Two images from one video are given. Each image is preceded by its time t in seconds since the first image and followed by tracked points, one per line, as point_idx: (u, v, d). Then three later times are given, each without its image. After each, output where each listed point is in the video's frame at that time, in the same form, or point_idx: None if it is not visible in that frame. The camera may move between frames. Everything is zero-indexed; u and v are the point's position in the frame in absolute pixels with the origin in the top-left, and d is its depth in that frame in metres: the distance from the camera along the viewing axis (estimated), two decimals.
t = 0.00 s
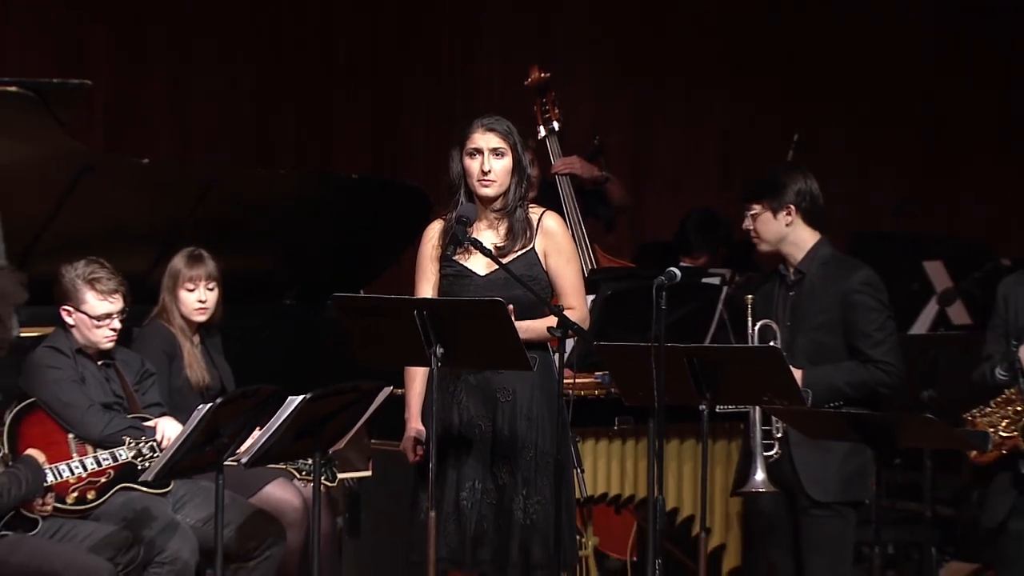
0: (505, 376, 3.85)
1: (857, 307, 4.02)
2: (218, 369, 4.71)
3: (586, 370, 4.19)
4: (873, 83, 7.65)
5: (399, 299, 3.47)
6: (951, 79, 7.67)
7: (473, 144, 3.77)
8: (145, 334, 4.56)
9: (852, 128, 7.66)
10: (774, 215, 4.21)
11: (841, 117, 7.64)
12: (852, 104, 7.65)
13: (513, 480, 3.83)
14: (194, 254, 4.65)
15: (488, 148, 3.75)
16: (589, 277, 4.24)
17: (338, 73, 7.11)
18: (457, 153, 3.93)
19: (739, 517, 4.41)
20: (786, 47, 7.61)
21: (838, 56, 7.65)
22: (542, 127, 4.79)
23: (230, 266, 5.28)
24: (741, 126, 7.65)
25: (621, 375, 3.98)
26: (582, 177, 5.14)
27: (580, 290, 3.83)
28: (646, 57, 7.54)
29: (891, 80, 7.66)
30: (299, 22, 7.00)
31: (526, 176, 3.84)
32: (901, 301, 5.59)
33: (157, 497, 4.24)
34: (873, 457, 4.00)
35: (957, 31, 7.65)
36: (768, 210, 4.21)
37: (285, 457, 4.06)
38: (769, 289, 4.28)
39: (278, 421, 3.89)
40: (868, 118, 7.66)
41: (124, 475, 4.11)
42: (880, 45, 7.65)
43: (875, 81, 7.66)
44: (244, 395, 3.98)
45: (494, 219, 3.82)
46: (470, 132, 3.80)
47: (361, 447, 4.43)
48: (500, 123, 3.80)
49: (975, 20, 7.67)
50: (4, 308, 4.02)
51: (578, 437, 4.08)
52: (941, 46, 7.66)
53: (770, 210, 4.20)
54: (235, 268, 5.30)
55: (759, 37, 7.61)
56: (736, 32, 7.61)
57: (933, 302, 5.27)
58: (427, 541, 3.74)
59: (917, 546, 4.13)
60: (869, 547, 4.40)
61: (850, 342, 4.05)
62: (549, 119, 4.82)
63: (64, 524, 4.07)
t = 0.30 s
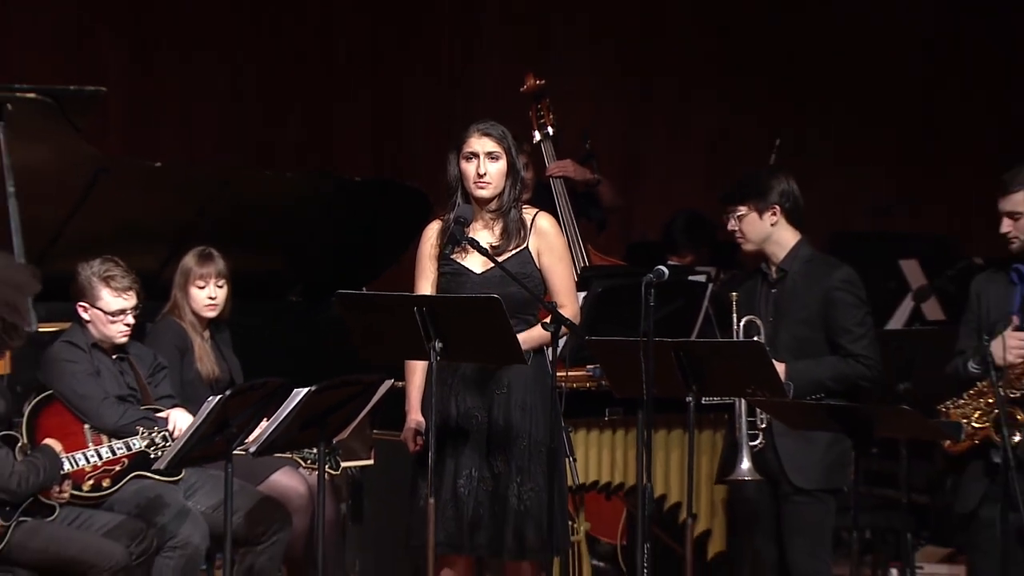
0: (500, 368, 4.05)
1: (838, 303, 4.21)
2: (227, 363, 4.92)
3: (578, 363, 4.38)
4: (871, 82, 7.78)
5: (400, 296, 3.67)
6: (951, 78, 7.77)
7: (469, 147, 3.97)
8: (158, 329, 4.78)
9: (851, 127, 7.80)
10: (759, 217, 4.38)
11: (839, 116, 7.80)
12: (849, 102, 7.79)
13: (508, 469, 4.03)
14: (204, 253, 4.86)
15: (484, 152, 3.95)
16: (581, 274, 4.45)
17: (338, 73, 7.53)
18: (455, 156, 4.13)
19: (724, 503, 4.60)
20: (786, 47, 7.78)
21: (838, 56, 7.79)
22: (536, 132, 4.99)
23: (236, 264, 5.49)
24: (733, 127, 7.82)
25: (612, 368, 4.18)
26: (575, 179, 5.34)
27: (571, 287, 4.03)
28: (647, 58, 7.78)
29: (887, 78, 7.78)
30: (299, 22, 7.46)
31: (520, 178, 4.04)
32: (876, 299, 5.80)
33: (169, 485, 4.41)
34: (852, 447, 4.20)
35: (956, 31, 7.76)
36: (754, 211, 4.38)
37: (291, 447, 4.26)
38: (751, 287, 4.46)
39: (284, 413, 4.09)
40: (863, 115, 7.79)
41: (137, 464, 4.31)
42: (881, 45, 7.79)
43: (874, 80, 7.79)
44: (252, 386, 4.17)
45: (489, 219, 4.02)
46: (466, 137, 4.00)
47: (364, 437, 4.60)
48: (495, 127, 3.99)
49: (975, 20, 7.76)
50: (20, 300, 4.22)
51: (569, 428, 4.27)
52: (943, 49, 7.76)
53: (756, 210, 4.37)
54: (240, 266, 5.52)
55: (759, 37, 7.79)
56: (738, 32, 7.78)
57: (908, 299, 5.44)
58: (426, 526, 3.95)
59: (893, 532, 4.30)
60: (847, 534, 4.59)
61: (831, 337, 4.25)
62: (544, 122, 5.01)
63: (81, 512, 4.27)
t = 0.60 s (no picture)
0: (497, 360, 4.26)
1: (820, 298, 4.41)
2: (237, 356, 5.16)
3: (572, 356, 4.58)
4: (869, 82, 7.99)
5: (401, 291, 3.86)
6: (950, 78, 7.92)
7: (467, 150, 4.16)
8: (171, 323, 5.01)
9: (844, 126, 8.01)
10: (747, 216, 4.55)
11: (834, 114, 8.02)
12: (846, 102, 8.00)
13: (505, 456, 4.24)
14: (216, 251, 5.08)
15: (481, 154, 4.14)
16: (575, 272, 4.65)
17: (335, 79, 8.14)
18: (454, 158, 4.33)
19: (712, 490, 4.80)
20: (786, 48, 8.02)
21: (838, 56, 8.01)
22: (534, 135, 5.16)
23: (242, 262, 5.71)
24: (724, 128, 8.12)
25: (605, 360, 4.38)
26: (569, 180, 5.55)
27: (564, 283, 4.24)
28: (647, 58, 8.11)
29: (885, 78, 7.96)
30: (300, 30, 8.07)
31: (516, 179, 4.24)
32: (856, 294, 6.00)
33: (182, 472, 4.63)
34: (835, 435, 4.39)
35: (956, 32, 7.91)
36: (743, 211, 4.55)
37: (298, 436, 4.46)
38: (737, 283, 4.66)
39: (292, 402, 4.28)
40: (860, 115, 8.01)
41: (151, 451, 4.52)
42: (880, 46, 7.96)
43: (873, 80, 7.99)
44: (261, 377, 4.36)
45: (487, 219, 4.22)
46: (465, 140, 4.18)
47: (367, 425, 4.80)
48: (492, 131, 4.18)
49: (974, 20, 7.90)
50: (38, 296, 4.42)
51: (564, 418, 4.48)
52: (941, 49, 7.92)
53: (745, 211, 4.55)
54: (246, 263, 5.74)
55: (760, 37, 8.04)
56: (738, 31, 8.05)
57: (887, 293, 5.64)
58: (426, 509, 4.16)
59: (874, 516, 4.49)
60: (831, 519, 4.77)
61: (814, 331, 4.44)
62: (541, 126, 5.20)
63: (98, 498, 4.47)
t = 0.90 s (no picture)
0: (496, 352, 4.47)
1: (804, 292, 4.63)
2: (247, 347, 5.43)
3: (567, 348, 4.79)
4: (869, 82, 8.23)
5: (404, 287, 4.07)
6: (950, 77, 8.11)
7: (467, 151, 4.36)
8: (184, 318, 5.25)
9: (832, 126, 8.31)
10: (735, 214, 4.75)
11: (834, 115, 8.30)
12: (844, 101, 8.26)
13: (502, 444, 4.46)
14: (226, 247, 5.31)
15: (480, 155, 4.35)
16: (571, 267, 4.86)
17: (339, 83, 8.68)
18: (454, 159, 4.54)
19: (701, 476, 5.00)
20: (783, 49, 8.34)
21: (838, 55, 8.28)
22: (530, 136, 5.37)
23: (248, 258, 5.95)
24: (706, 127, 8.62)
25: (598, 352, 4.59)
26: (564, 180, 5.76)
27: (558, 279, 4.46)
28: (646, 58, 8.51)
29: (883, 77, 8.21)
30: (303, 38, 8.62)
31: (514, 179, 4.44)
32: (836, 288, 6.17)
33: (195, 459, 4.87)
34: (818, 424, 4.59)
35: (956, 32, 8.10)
36: (731, 210, 4.75)
37: (305, 424, 4.68)
38: (725, 278, 4.87)
39: (300, 392, 4.48)
40: (856, 112, 8.27)
41: (166, 439, 4.73)
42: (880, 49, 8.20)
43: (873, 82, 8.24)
44: (269, 368, 4.57)
45: (486, 217, 4.44)
46: (464, 141, 4.39)
47: (371, 414, 5.04)
48: (490, 133, 4.39)
49: (974, 20, 8.07)
50: (59, 291, 4.64)
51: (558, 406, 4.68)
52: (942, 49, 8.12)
53: (733, 210, 4.75)
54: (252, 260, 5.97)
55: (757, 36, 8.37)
56: (737, 31, 8.38)
57: (868, 287, 5.76)
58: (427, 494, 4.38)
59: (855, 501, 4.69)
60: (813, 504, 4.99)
61: (799, 324, 4.65)
62: (536, 128, 5.41)
63: (115, 483, 4.68)
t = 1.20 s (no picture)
0: (493, 344, 4.69)
1: (788, 286, 4.85)
2: (256, 339, 5.67)
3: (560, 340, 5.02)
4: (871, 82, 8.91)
5: (406, 281, 4.30)
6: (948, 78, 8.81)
7: (466, 152, 4.57)
8: (196, 311, 5.49)
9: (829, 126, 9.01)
10: (721, 213, 4.97)
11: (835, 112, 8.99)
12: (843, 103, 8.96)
13: (500, 431, 4.68)
14: (238, 243, 5.55)
15: (479, 156, 4.56)
16: (564, 262, 5.09)
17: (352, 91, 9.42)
18: (453, 159, 4.76)
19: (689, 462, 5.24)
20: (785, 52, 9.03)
21: (838, 55, 8.96)
22: (525, 137, 5.59)
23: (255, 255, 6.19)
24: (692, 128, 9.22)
25: (591, 344, 4.82)
26: (558, 179, 6.00)
27: (552, 273, 4.69)
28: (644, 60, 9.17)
29: (885, 75, 8.88)
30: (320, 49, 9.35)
31: (511, 178, 4.66)
32: (817, 282, 6.44)
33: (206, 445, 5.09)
34: (800, 413, 4.81)
35: (956, 30, 8.77)
36: (718, 208, 4.97)
37: (311, 412, 4.90)
38: (711, 274, 5.09)
39: (307, 382, 4.70)
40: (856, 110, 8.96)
41: (179, 426, 4.96)
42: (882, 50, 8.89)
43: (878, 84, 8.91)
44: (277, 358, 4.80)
45: (484, 214, 4.66)
46: (463, 142, 4.60)
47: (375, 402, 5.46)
48: (488, 134, 4.60)
49: (974, 20, 8.74)
50: (76, 285, 4.86)
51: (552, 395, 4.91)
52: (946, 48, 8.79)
53: (719, 208, 4.97)
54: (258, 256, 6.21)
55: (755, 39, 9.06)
56: (737, 31, 9.06)
57: (847, 282, 6.00)
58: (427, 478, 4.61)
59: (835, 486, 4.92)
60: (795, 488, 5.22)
61: (782, 316, 4.88)
62: (531, 130, 5.63)
63: (130, 468, 4.93)
